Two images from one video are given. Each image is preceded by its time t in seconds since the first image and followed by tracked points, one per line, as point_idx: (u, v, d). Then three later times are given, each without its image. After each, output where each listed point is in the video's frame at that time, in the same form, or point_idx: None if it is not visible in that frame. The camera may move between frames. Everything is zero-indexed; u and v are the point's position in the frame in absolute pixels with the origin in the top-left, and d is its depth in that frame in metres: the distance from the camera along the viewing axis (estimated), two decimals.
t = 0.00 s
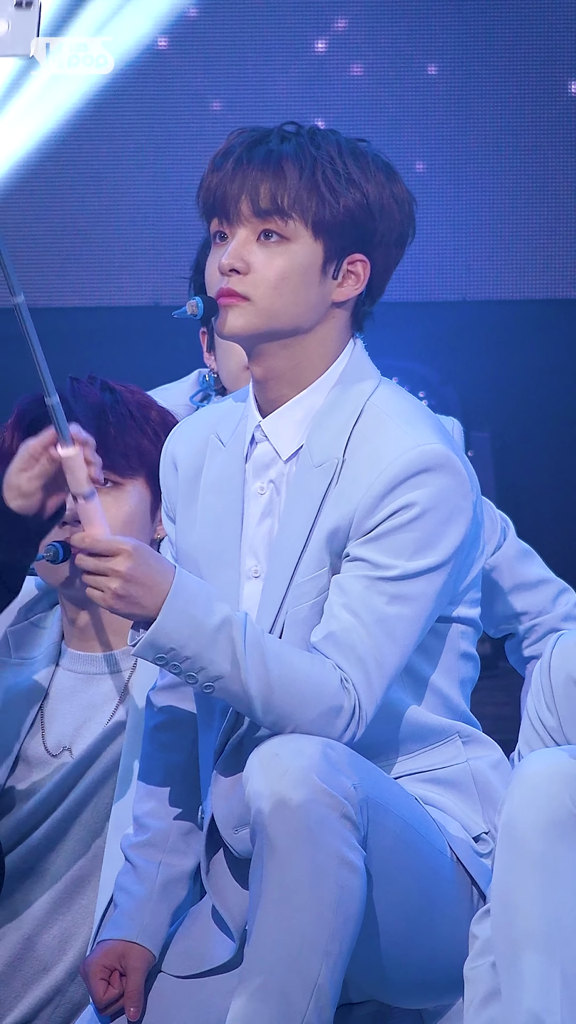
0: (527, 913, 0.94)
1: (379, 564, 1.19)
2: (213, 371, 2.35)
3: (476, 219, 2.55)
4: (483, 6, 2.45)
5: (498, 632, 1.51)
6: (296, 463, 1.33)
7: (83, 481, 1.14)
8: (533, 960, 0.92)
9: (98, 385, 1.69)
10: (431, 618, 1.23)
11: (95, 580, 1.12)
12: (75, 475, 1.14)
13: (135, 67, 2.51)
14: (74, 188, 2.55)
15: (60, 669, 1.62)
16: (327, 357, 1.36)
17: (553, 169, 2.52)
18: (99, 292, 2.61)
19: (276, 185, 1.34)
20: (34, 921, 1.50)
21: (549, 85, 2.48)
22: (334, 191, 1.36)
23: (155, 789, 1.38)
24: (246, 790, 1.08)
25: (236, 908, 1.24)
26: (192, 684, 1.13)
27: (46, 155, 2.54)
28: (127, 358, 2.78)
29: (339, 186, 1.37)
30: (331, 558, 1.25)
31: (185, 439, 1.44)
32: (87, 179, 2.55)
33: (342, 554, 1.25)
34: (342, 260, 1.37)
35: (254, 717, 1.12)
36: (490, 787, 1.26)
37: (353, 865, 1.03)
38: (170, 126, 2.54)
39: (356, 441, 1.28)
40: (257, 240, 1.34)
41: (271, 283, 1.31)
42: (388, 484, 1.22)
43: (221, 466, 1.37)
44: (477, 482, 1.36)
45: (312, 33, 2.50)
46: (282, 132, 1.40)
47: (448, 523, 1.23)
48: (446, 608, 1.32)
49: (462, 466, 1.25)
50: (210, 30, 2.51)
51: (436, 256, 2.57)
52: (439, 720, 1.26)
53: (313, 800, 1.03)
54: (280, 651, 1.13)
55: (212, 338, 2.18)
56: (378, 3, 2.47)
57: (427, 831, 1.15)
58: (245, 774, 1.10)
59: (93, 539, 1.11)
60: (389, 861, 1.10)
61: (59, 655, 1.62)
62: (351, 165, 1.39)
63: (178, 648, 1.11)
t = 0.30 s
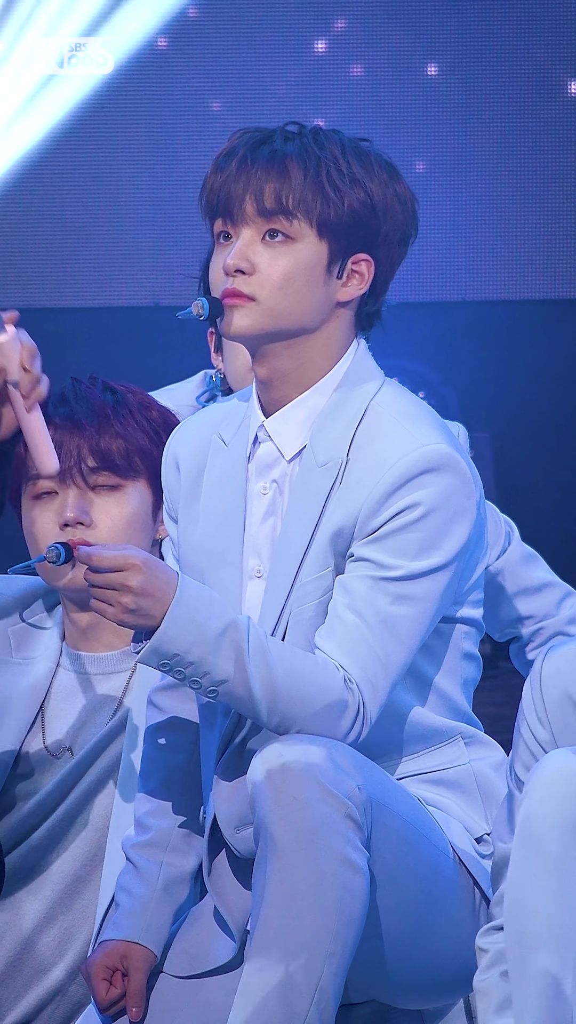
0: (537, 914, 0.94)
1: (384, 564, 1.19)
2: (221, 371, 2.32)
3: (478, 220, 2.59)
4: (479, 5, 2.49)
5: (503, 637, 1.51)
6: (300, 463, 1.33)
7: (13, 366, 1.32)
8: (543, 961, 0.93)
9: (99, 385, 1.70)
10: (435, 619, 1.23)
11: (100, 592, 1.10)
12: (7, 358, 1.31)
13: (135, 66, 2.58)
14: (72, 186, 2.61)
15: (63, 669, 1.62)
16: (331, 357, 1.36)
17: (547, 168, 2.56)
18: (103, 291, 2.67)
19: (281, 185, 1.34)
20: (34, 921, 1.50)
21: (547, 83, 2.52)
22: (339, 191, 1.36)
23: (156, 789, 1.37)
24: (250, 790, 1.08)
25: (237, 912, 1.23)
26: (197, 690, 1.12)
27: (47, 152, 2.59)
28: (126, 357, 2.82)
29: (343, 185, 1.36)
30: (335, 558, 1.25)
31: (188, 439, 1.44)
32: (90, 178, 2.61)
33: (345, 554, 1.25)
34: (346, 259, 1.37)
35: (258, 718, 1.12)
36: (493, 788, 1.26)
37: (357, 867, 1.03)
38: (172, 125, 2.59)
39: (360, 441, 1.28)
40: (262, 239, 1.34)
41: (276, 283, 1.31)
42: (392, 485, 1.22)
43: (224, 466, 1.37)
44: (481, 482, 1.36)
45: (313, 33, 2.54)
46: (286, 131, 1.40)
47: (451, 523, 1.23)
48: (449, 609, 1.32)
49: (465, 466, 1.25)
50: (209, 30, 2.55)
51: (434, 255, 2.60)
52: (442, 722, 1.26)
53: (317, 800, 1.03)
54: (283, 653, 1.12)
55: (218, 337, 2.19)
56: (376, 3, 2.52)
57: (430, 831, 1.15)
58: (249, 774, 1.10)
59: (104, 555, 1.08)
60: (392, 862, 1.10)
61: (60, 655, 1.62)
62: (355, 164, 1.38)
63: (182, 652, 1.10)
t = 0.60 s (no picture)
0: (563, 915, 0.95)
1: (383, 564, 1.19)
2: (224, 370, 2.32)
3: (478, 221, 2.61)
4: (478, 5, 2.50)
5: (504, 639, 1.51)
6: (299, 463, 1.33)
7: None
8: (563, 962, 0.93)
9: (109, 384, 1.70)
10: (435, 618, 1.23)
11: (100, 590, 1.09)
12: None
13: (136, 66, 2.58)
14: (72, 186, 2.62)
15: (64, 668, 1.62)
16: (330, 357, 1.36)
17: (546, 166, 2.57)
18: (103, 291, 2.68)
19: (281, 185, 1.34)
20: (34, 921, 1.50)
21: (546, 84, 2.53)
22: (338, 190, 1.36)
23: (156, 789, 1.37)
24: (249, 790, 1.08)
25: (240, 912, 1.23)
26: (198, 689, 1.12)
27: (47, 153, 2.61)
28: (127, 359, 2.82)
29: (343, 185, 1.36)
30: (335, 558, 1.25)
31: (188, 438, 1.44)
32: (94, 178, 2.62)
33: (345, 554, 1.25)
34: (346, 259, 1.37)
35: (258, 718, 1.12)
36: (492, 787, 1.26)
37: (357, 866, 1.03)
38: (172, 126, 2.60)
39: (360, 441, 1.28)
40: (262, 239, 1.34)
41: (276, 283, 1.31)
42: (392, 484, 1.22)
43: (224, 466, 1.37)
44: (480, 482, 1.36)
45: (314, 32, 2.55)
46: (286, 131, 1.40)
47: (451, 522, 1.23)
48: (449, 609, 1.32)
49: (465, 466, 1.25)
50: (210, 30, 2.56)
51: (435, 257, 2.62)
52: (441, 721, 1.26)
53: (316, 800, 1.03)
54: (283, 653, 1.12)
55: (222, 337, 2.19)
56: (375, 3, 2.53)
57: (430, 831, 1.15)
58: (248, 774, 1.10)
59: (105, 554, 1.08)
60: (391, 862, 1.10)
61: (62, 655, 1.62)
62: (355, 163, 1.38)
63: (182, 652, 1.10)
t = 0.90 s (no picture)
0: (566, 913, 1.00)
1: (382, 563, 1.19)
2: (227, 371, 2.28)
3: (483, 218, 2.39)
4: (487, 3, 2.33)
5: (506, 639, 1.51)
6: (298, 463, 1.33)
7: None
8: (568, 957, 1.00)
9: (119, 385, 1.70)
10: (434, 618, 1.23)
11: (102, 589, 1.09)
12: None
13: (136, 67, 2.40)
14: (70, 185, 2.43)
15: (64, 668, 1.62)
16: (329, 356, 1.36)
17: (546, 163, 2.37)
18: (93, 291, 2.47)
19: (279, 185, 1.35)
20: (34, 921, 1.50)
21: (548, 82, 2.35)
22: (337, 189, 1.36)
23: (156, 789, 1.38)
24: (249, 790, 1.08)
25: (240, 913, 1.23)
26: (197, 689, 1.12)
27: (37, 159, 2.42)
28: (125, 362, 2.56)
29: (341, 185, 1.36)
30: (334, 558, 1.25)
31: (187, 439, 1.44)
32: (83, 179, 2.43)
33: (344, 554, 1.25)
34: (345, 259, 1.37)
35: (258, 719, 1.12)
36: (494, 786, 1.26)
37: (357, 866, 1.03)
38: (168, 127, 2.42)
39: (359, 441, 1.28)
40: (260, 239, 1.34)
41: (275, 282, 1.31)
42: (391, 484, 1.22)
43: (224, 466, 1.37)
44: (480, 481, 1.36)
45: (312, 33, 2.37)
46: (284, 131, 1.40)
47: (450, 522, 1.23)
48: (448, 609, 1.31)
49: (464, 465, 1.25)
50: (212, 31, 2.39)
51: (446, 255, 2.40)
52: (442, 719, 1.27)
53: (316, 800, 1.03)
54: (283, 651, 1.12)
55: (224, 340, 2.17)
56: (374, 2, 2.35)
57: (430, 831, 1.15)
58: (249, 774, 1.10)
59: (106, 554, 1.08)
60: (391, 861, 1.10)
61: (63, 655, 1.62)
62: (353, 164, 1.38)
63: (182, 652, 1.10)
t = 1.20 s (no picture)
0: (551, 910, 0.98)
1: (382, 564, 1.19)
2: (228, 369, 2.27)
3: (486, 220, 2.39)
4: (485, 3, 2.32)
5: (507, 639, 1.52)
6: (299, 462, 1.33)
7: (8, 357, 1.41)
8: (554, 957, 0.96)
9: (121, 386, 1.71)
10: (434, 619, 1.23)
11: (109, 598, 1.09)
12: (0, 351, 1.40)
13: (137, 67, 2.40)
14: (71, 185, 2.43)
15: (66, 667, 1.62)
16: (329, 356, 1.35)
17: (545, 165, 2.36)
18: (93, 291, 2.46)
19: (246, 197, 1.31)
20: (34, 920, 1.50)
21: (548, 83, 2.34)
22: (306, 200, 1.31)
23: (158, 787, 1.37)
24: (251, 790, 1.08)
25: (240, 911, 1.24)
26: (197, 694, 1.12)
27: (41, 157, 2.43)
28: (126, 363, 2.51)
29: (311, 196, 1.32)
30: (333, 558, 1.25)
31: (189, 439, 1.44)
32: (85, 178, 2.43)
33: (344, 554, 1.25)
34: (320, 269, 1.33)
35: (259, 720, 1.12)
36: (496, 786, 1.26)
37: (357, 865, 1.03)
38: (168, 126, 2.41)
39: (359, 441, 1.28)
40: (231, 254, 1.32)
41: (242, 301, 1.31)
42: (391, 484, 1.22)
43: (225, 466, 1.37)
44: (479, 481, 1.36)
45: (314, 33, 2.37)
46: (262, 137, 1.35)
47: (450, 522, 1.23)
48: (448, 608, 1.32)
49: (463, 465, 1.26)
50: (213, 29, 2.38)
51: (442, 256, 2.40)
52: (443, 718, 1.27)
53: (316, 800, 1.03)
54: (283, 653, 1.13)
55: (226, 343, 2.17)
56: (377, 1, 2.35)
57: (432, 831, 1.15)
58: (250, 774, 1.10)
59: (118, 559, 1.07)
60: (393, 861, 1.10)
61: (65, 655, 1.62)
62: (326, 170, 1.32)
63: (186, 657, 1.10)
